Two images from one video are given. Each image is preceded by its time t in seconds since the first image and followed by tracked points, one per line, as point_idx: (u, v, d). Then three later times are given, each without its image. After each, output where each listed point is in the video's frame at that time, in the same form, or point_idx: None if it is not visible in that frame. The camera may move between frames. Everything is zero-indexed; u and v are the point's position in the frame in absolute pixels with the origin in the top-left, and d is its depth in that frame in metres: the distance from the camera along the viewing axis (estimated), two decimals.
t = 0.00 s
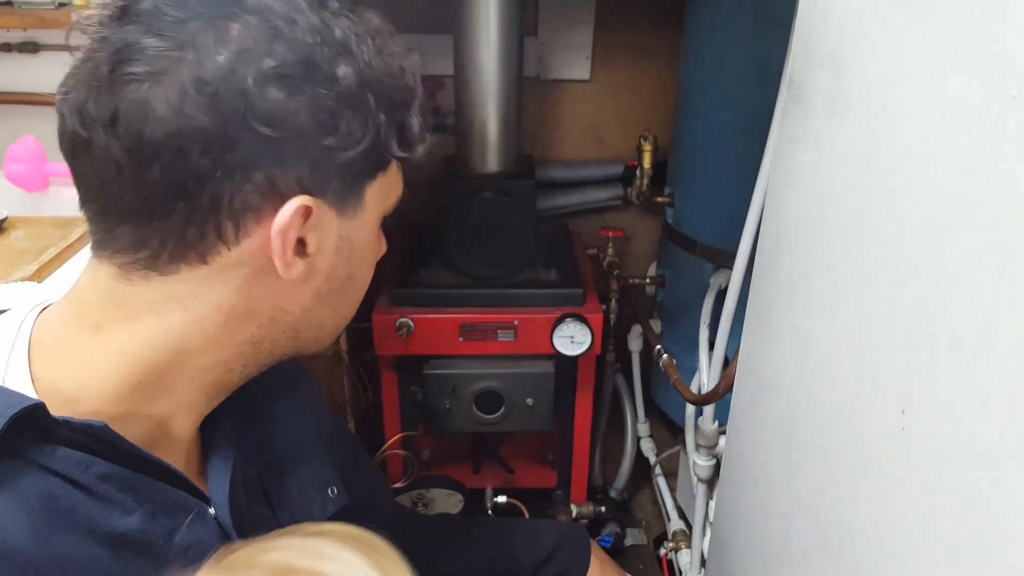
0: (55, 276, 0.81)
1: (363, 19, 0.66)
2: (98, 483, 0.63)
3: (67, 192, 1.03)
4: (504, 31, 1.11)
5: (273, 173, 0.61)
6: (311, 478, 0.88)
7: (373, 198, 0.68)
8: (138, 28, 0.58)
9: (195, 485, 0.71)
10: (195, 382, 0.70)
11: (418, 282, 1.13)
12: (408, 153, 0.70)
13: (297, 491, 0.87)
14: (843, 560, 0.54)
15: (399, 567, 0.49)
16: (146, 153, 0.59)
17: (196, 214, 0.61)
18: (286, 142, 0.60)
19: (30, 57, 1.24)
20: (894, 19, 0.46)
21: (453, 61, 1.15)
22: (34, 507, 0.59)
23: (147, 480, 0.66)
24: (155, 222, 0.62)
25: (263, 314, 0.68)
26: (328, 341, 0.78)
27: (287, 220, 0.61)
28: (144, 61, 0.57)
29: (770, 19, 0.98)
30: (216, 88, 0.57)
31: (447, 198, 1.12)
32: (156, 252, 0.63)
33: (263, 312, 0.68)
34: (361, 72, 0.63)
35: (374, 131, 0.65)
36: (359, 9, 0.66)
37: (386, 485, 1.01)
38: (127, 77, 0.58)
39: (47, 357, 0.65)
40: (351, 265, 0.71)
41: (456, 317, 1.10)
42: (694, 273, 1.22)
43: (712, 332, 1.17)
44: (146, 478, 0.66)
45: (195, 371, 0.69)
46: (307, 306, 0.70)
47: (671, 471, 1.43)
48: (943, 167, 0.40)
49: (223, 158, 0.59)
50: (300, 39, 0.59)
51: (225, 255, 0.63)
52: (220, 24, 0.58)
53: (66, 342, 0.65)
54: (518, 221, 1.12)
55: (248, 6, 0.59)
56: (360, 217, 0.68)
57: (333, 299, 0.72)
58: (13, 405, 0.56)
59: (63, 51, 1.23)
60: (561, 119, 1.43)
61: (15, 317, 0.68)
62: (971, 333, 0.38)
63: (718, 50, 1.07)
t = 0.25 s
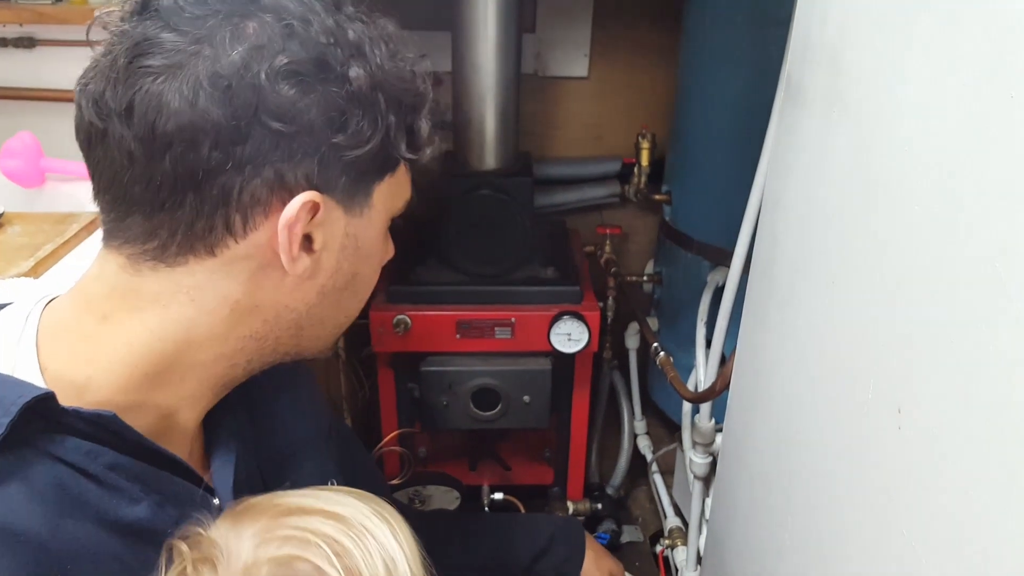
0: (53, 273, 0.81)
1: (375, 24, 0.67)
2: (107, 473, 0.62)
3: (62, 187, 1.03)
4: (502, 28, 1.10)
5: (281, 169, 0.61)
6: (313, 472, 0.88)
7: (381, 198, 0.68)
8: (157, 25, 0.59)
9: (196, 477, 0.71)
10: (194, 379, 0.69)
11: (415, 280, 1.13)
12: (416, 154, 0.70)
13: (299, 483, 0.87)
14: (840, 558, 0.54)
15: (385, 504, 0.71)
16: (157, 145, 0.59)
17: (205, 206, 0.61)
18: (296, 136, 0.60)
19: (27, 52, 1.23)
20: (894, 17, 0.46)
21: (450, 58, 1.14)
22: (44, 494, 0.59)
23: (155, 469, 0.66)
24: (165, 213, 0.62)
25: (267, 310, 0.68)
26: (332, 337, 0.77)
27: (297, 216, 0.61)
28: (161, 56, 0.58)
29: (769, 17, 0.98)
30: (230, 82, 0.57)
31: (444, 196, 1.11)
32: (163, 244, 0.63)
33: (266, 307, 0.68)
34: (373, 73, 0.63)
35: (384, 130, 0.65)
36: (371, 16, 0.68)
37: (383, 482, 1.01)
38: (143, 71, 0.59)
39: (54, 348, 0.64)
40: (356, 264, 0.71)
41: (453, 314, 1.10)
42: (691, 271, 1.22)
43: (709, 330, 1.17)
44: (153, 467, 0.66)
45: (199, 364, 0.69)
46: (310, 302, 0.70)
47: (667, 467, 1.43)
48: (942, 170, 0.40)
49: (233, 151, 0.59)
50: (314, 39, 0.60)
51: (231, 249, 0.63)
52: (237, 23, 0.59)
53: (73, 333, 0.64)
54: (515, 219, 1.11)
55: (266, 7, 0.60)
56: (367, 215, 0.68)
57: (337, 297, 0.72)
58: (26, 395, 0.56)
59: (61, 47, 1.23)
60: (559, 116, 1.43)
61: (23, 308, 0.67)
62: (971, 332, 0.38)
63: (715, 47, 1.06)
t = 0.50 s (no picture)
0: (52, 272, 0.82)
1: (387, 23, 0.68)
2: (123, 468, 0.62)
3: (61, 185, 1.02)
4: (501, 25, 1.10)
5: (295, 159, 0.61)
6: (319, 467, 0.89)
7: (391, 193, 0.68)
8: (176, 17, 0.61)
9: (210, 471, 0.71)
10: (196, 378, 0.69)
11: (415, 278, 1.13)
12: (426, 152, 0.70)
13: (305, 480, 0.87)
14: (840, 556, 0.54)
15: (378, 496, 0.72)
16: (172, 132, 0.59)
17: (218, 195, 0.61)
18: (309, 126, 0.60)
19: (25, 50, 1.23)
20: (893, 15, 0.46)
21: (449, 55, 1.14)
22: (64, 489, 0.59)
23: (171, 465, 0.66)
24: (179, 202, 0.62)
25: (279, 302, 0.68)
26: (344, 334, 0.77)
27: (307, 206, 0.61)
28: (179, 46, 0.59)
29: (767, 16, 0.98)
30: (246, 71, 0.58)
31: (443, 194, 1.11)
32: (176, 234, 0.63)
33: (277, 301, 0.67)
34: (385, 69, 0.64)
35: (395, 125, 0.65)
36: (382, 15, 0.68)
37: (382, 479, 1.01)
38: (160, 61, 0.59)
39: (74, 342, 0.64)
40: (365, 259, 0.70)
41: (453, 312, 1.10)
42: (690, 269, 1.22)
43: (708, 328, 1.17)
44: (169, 463, 0.66)
45: (211, 357, 0.68)
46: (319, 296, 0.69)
47: (666, 465, 1.44)
48: (941, 169, 0.40)
49: (247, 140, 0.60)
50: (328, 32, 0.61)
51: (244, 238, 0.63)
52: (255, 15, 0.60)
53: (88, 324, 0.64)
54: (514, 217, 1.11)
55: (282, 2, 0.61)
56: (376, 209, 0.67)
57: (347, 292, 0.72)
58: (45, 389, 0.56)
59: (59, 44, 1.22)
60: (558, 114, 1.43)
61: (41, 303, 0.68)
62: (972, 330, 0.38)
63: (714, 45, 1.06)
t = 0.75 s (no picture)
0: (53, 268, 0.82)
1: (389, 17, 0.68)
2: (136, 466, 0.62)
3: (61, 182, 1.02)
4: (501, 23, 1.10)
5: (297, 145, 0.61)
6: (324, 466, 0.88)
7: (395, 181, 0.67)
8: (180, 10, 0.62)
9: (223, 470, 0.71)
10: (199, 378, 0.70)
11: (415, 276, 1.13)
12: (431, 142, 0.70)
13: (307, 478, 0.87)
14: (841, 555, 0.54)
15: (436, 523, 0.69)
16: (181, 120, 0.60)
17: (222, 182, 0.61)
18: (309, 109, 0.60)
19: (25, 47, 1.23)
20: (893, 13, 0.46)
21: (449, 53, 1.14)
22: (79, 489, 0.59)
23: (183, 464, 0.66)
24: (184, 191, 0.63)
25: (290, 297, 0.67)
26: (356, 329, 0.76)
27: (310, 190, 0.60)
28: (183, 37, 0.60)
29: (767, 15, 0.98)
30: (247, 56, 0.59)
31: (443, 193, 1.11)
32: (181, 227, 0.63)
33: (284, 294, 0.66)
34: (386, 56, 0.64)
35: (396, 111, 0.65)
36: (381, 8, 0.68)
37: (383, 477, 1.01)
38: (164, 52, 0.60)
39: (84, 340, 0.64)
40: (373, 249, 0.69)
41: (453, 310, 1.10)
42: (690, 267, 1.22)
43: (708, 327, 1.17)
44: (181, 462, 0.66)
45: (220, 352, 0.67)
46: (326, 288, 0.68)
47: (666, 463, 1.44)
48: (941, 168, 0.40)
49: (249, 125, 0.60)
50: (328, 19, 0.61)
51: (249, 226, 0.62)
52: (256, 4, 0.61)
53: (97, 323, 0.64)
54: (514, 215, 1.11)
55: None
56: (382, 197, 0.67)
57: (355, 283, 0.71)
58: (61, 389, 0.57)
59: (59, 42, 1.22)
60: (559, 112, 1.43)
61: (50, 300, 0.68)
62: (972, 331, 0.38)
63: (714, 43, 1.06)
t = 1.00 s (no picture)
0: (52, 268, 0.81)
1: None
2: (141, 464, 0.62)
3: (61, 182, 1.02)
4: (501, 22, 1.10)
5: (226, 127, 0.55)
6: (327, 466, 0.90)
7: (351, 135, 0.57)
8: None
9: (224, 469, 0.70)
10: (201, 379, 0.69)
11: (416, 275, 1.13)
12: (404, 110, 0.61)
13: (309, 479, 0.88)
14: (841, 554, 0.54)
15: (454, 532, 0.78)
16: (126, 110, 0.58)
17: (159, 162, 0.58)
18: (237, 94, 0.54)
19: (25, 46, 1.23)
20: (894, 12, 0.46)
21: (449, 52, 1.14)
22: (85, 486, 0.59)
23: (188, 462, 0.66)
24: (134, 178, 0.61)
25: (246, 276, 0.61)
26: (348, 314, 0.65)
27: (200, 126, 0.55)
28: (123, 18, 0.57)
29: (768, 14, 0.98)
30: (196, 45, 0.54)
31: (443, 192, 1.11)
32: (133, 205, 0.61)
33: (240, 274, 0.61)
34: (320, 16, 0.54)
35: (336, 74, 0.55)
36: None
37: (382, 477, 1.01)
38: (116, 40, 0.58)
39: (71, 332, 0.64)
40: (306, 208, 0.58)
41: (453, 309, 1.10)
42: (690, 267, 1.22)
43: (709, 326, 1.17)
44: (185, 460, 0.66)
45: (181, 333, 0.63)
46: (289, 267, 0.61)
47: (666, 463, 1.44)
48: (941, 166, 0.40)
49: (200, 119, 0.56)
50: None
51: (176, 190, 0.58)
52: None
53: (84, 315, 0.64)
54: (514, 215, 1.11)
55: None
56: (318, 145, 0.56)
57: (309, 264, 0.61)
58: (66, 385, 0.57)
59: (59, 41, 1.22)
60: (559, 112, 1.43)
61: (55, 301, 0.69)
62: (972, 331, 0.38)
63: (715, 42, 1.06)
